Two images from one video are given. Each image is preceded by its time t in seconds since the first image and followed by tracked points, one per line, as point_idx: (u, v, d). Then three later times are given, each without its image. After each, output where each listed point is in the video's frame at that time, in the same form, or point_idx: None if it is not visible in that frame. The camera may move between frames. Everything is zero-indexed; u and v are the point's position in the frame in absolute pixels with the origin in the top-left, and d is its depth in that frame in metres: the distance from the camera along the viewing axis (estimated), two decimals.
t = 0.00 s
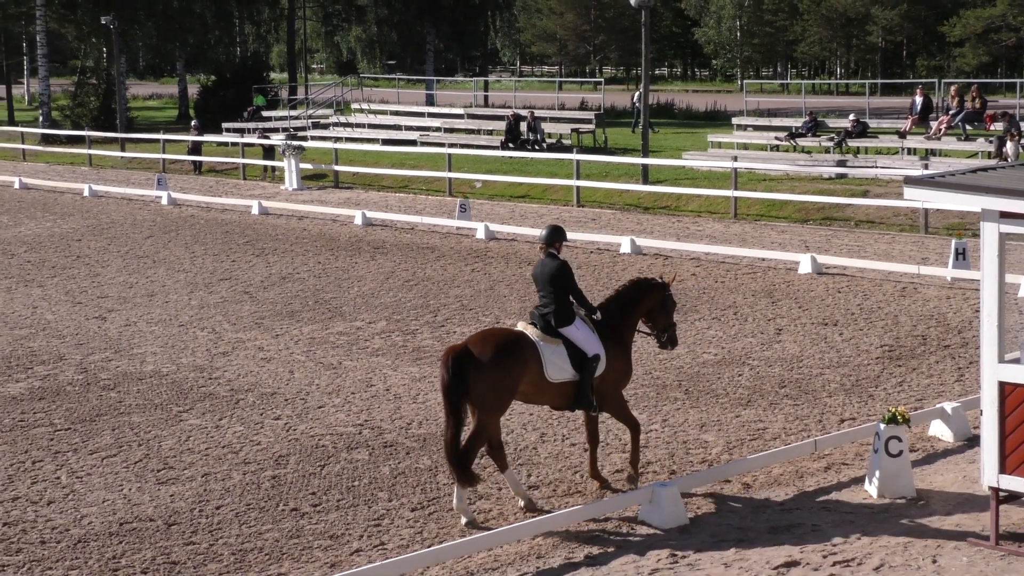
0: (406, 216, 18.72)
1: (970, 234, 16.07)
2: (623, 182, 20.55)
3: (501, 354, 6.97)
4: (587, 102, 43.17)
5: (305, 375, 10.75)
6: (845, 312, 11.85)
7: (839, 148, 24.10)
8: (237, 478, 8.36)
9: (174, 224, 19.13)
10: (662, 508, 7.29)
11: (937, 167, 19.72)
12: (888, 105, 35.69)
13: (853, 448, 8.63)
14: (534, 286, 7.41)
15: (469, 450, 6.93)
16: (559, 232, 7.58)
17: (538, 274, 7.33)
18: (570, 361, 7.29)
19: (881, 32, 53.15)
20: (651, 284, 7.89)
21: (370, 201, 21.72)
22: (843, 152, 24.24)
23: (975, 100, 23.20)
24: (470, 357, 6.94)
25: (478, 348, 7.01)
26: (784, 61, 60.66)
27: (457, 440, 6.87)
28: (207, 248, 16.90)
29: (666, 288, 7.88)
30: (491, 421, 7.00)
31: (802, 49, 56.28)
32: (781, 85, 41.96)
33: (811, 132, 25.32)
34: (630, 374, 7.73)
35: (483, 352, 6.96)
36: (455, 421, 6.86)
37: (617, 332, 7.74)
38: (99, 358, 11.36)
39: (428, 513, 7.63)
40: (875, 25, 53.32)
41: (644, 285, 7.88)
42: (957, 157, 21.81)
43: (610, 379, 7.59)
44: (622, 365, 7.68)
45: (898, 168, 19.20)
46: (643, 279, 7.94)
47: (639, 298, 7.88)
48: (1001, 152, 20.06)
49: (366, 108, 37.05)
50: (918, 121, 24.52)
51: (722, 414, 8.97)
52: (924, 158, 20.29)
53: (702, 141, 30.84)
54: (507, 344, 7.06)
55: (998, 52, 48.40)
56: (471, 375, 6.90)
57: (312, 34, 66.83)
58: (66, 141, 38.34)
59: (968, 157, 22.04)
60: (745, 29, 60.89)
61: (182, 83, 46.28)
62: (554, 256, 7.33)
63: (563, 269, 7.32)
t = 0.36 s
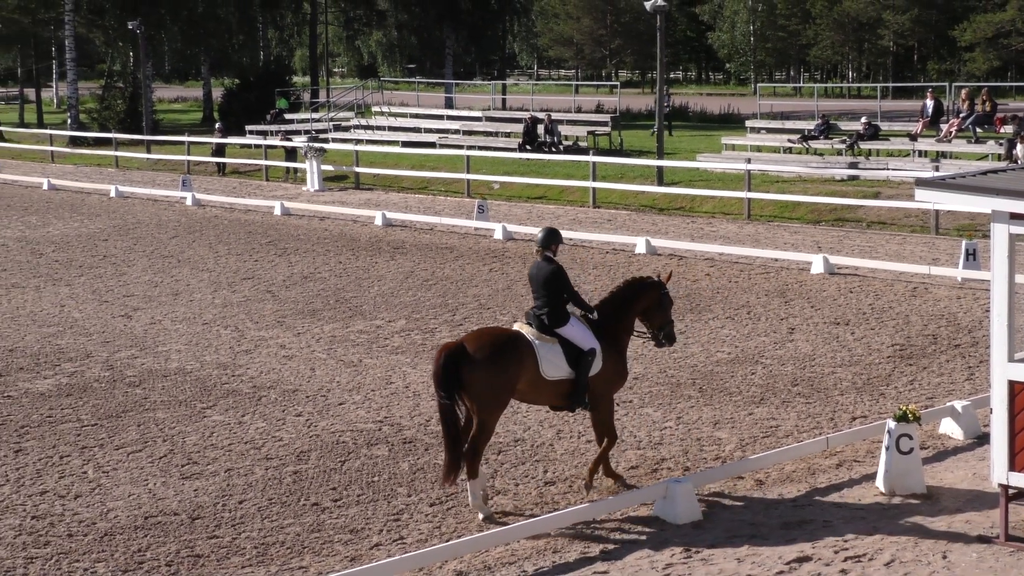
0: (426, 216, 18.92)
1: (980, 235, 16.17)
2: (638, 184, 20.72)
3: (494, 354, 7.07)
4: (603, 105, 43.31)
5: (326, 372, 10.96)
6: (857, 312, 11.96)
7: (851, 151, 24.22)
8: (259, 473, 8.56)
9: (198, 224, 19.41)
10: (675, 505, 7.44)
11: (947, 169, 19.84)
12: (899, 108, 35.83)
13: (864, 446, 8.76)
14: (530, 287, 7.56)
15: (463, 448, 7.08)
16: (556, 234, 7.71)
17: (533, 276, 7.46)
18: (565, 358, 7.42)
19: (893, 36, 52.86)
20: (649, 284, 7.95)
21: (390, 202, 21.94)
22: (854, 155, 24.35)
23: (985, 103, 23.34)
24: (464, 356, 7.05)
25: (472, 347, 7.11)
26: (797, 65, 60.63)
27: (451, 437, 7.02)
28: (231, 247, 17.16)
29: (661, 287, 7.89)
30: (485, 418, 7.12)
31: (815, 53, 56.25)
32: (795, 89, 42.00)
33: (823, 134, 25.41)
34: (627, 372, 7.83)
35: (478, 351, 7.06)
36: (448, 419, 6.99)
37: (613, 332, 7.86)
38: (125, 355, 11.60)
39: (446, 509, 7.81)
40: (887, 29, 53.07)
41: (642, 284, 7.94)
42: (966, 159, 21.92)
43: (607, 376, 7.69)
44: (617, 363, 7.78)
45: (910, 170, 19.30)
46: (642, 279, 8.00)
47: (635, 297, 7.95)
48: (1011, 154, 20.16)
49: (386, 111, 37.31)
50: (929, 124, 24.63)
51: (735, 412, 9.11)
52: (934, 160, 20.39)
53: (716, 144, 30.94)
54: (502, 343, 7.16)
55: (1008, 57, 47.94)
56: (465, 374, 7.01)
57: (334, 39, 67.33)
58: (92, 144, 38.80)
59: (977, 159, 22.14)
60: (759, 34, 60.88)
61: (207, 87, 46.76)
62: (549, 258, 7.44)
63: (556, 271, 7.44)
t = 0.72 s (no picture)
0: (444, 217, 19.13)
1: (989, 236, 16.24)
2: (652, 185, 20.88)
3: (485, 356, 7.18)
4: (618, 108, 43.40)
5: (346, 369, 11.18)
6: (867, 311, 12.08)
7: (861, 153, 24.27)
8: (281, 468, 8.78)
9: (221, 224, 19.68)
10: (688, 501, 7.62)
11: (957, 171, 19.88)
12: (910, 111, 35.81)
13: (874, 442, 8.90)
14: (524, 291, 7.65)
15: (457, 446, 7.23)
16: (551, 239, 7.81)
17: (528, 279, 7.55)
18: (557, 359, 7.48)
19: (902, 40, 52.39)
20: (644, 287, 8.06)
21: (408, 203, 22.17)
22: (865, 157, 24.40)
23: (994, 106, 23.34)
24: (456, 356, 7.20)
25: (464, 348, 7.25)
26: (809, 68, 60.30)
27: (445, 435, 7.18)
28: (253, 247, 17.43)
29: (658, 291, 8.02)
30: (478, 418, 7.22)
31: (825, 56, 55.90)
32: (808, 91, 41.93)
33: (835, 136, 25.47)
34: (621, 374, 7.88)
35: (469, 353, 7.19)
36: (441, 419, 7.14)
37: (609, 333, 7.93)
38: (150, 352, 11.86)
39: (463, 504, 8.01)
40: (897, 33, 52.59)
41: (638, 288, 8.06)
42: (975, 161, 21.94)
43: (601, 377, 7.74)
44: (611, 365, 7.83)
45: (920, 171, 19.36)
46: (638, 282, 8.11)
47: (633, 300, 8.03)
48: (1020, 156, 20.18)
49: (405, 113, 37.55)
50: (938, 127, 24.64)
51: (747, 409, 9.26)
52: (943, 163, 20.46)
53: (729, 145, 31.01)
54: (494, 344, 7.27)
55: (1016, 61, 47.42)
56: (456, 376, 7.16)
57: (353, 43, 67.74)
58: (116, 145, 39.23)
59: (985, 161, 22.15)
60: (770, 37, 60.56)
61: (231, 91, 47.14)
62: (543, 261, 7.54)
63: (550, 275, 7.53)
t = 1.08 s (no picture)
0: (465, 217, 19.34)
1: (1001, 236, 16.33)
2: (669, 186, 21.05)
3: (477, 355, 7.26)
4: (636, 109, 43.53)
5: (369, 366, 11.40)
6: (880, 310, 12.20)
7: (875, 154, 24.35)
8: (305, 463, 9.00)
9: (246, 224, 19.95)
10: (704, 496, 7.76)
11: (969, 172, 19.96)
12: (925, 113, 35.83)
13: (888, 439, 9.04)
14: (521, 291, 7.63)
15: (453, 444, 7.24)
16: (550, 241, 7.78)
17: (524, 279, 7.54)
18: (551, 357, 7.45)
19: (916, 42, 52.23)
20: (645, 291, 7.99)
21: (429, 203, 22.40)
22: (878, 158, 24.47)
23: (1007, 108, 23.35)
24: (449, 356, 7.31)
25: (458, 347, 7.34)
26: (823, 71, 60.18)
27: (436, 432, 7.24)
28: (278, 246, 17.69)
29: (660, 296, 7.94)
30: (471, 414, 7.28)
31: (839, 59, 55.80)
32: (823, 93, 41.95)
33: (849, 138, 25.55)
34: (618, 375, 7.83)
35: (461, 353, 7.28)
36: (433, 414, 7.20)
37: (607, 335, 7.89)
38: (177, 348, 12.12)
39: (483, 498, 8.19)
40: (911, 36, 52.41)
41: (638, 292, 7.99)
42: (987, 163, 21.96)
43: (597, 376, 7.70)
44: (607, 365, 7.78)
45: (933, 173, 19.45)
46: (639, 286, 8.05)
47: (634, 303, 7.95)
48: None
49: (426, 115, 37.81)
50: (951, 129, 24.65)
51: (763, 406, 9.42)
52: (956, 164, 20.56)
53: (745, 147, 31.11)
54: (486, 345, 7.34)
55: None
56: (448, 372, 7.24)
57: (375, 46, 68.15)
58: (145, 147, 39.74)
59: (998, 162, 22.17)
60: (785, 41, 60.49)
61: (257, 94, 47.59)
62: (540, 262, 7.53)
63: (546, 275, 7.50)
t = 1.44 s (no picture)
0: (487, 217, 19.56)
1: (1014, 237, 16.41)
2: (687, 187, 21.23)
3: (477, 354, 7.38)
4: (655, 112, 43.65)
5: (392, 363, 11.63)
6: (895, 309, 12.31)
7: (890, 156, 24.39)
8: (330, 457, 9.24)
9: (272, 224, 20.25)
10: (721, 491, 7.96)
11: (984, 173, 20.05)
12: (941, 117, 35.83)
13: (902, 436, 9.19)
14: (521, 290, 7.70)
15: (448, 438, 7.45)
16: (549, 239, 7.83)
17: (522, 279, 7.60)
18: (552, 356, 7.55)
19: (931, 46, 52.15)
20: (649, 292, 8.08)
21: (452, 204, 22.64)
22: (894, 160, 24.51)
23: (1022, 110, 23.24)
24: (450, 351, 7.47)
25: (460, 345, 7.48)
26: (840, 74, 60.04)
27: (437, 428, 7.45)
28: (303, 245, 17.97)
29: (665, 298, 8.05)
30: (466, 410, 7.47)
31: (855, 63, 55.73)
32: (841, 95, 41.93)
33: (864, 140, 25.62)
34: (621, 375, 7.94)
35: (462, 352, 7.40)
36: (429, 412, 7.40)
37: (609, 335, 7.98)
38: (205, 346, 12.39)
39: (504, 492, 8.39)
40: (926, 41, 52.33)
41: (642, 293, 8.08)
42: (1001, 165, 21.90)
43: (598, 376, 7.81)
44: (609, 366, 7.88)
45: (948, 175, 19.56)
46: (643, 287, 8.13)
47: (635, 305, 8.05)
48: None
49: (449, 117, 38.07)
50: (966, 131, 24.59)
51: (778, 403, 9.58)
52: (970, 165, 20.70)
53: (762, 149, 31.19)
54: (489, 344, 7.44)
55: None
56: (448, 369, 7.42)
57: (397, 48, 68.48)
58: (173, 148, 40.21)
59: (1012, 164, 22.12)
60: (802, 45, 60.47)
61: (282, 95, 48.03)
62: (537, 262, 7.60)
63: (544, 275, 7.55)
